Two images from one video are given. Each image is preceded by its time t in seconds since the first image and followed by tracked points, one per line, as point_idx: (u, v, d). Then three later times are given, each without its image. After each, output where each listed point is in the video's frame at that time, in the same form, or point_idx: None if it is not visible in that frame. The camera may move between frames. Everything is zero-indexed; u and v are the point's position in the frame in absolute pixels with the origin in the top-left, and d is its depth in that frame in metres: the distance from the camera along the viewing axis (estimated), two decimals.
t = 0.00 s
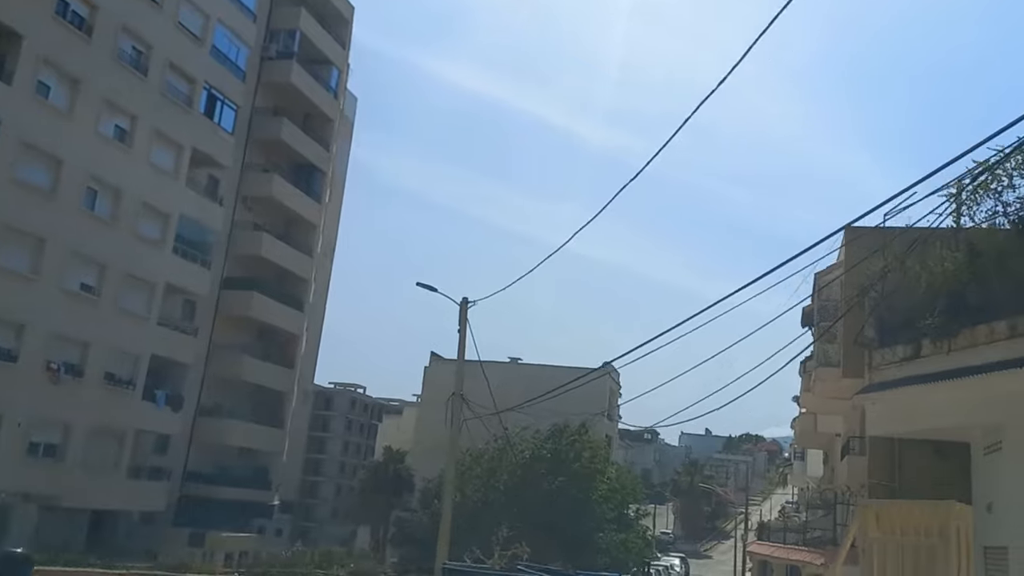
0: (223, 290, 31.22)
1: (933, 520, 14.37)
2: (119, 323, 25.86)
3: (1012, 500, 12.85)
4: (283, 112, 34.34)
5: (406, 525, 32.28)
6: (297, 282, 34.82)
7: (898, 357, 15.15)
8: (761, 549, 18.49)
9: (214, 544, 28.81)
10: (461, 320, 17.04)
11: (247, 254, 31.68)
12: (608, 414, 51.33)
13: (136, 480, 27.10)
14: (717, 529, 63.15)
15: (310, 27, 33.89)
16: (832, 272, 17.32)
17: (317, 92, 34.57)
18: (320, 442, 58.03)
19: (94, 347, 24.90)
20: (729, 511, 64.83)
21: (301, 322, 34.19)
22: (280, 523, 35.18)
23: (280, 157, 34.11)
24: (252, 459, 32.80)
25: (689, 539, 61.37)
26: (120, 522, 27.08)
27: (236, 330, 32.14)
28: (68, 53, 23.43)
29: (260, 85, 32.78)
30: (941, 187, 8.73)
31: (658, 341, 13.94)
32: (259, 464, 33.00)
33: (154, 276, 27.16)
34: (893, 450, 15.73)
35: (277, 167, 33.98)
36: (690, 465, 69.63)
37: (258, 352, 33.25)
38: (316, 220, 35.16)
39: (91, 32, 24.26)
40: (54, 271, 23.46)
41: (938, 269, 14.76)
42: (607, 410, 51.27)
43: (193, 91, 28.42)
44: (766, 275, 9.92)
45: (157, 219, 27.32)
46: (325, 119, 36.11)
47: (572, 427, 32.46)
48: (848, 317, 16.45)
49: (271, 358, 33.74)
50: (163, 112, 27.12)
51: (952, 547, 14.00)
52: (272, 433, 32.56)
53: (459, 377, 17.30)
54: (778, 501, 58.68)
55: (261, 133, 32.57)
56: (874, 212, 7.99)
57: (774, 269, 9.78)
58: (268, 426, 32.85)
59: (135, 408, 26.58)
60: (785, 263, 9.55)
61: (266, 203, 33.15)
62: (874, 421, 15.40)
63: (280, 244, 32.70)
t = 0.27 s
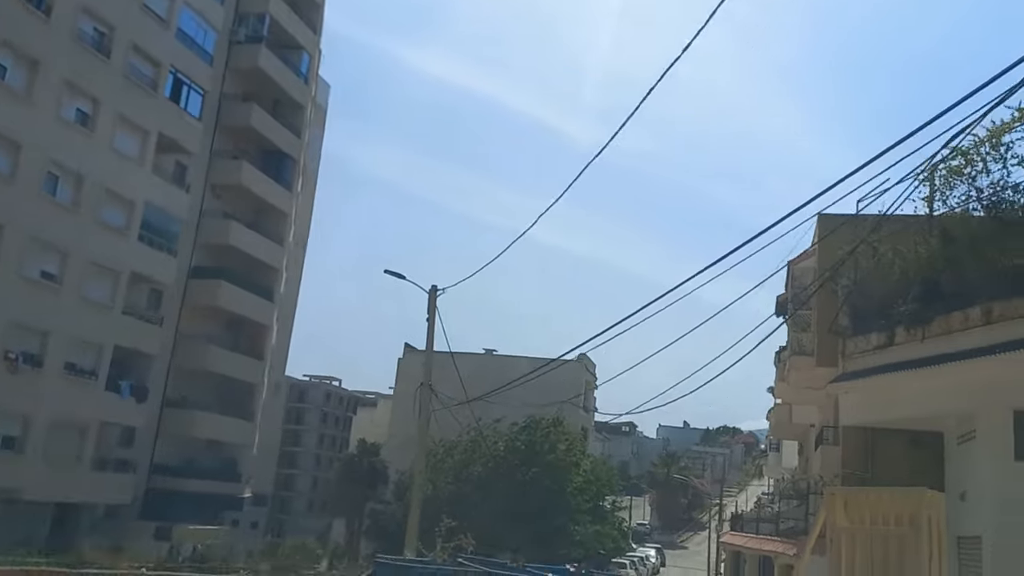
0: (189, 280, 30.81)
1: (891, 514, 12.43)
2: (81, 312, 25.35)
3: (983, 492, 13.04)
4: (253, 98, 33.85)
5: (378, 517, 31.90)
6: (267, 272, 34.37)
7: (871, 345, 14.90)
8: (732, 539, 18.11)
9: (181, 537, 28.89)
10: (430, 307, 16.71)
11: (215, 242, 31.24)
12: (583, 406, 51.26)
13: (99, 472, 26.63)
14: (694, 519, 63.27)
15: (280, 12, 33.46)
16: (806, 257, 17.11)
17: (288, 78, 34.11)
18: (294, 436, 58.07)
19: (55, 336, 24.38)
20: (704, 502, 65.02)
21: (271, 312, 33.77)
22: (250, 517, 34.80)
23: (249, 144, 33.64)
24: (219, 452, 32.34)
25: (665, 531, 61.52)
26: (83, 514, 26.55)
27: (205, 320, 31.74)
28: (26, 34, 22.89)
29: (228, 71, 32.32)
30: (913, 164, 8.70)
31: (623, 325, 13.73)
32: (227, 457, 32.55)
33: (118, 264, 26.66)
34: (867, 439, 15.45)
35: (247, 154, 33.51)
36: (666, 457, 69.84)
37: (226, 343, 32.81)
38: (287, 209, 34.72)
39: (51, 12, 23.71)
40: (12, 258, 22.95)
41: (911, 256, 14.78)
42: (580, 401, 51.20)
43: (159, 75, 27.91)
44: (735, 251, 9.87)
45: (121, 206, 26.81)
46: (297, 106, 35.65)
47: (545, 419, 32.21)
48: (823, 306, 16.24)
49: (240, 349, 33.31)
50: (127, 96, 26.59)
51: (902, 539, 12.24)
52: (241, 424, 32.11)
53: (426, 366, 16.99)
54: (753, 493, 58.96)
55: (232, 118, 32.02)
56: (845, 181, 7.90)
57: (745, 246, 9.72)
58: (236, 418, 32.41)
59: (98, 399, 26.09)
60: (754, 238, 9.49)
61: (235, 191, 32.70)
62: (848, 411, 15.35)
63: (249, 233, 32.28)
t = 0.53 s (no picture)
0: (148, 264, 30.34)
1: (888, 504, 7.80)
2: (35, 295, 24.78)
3: (946, 482, 13.00)
4: (218, 79, 33.27)
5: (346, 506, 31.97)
6: (231, 256, 33.90)
7: (837, 333, 14.85)
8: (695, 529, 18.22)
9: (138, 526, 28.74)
10: (394, 293, 16.36)
11: (175, 226, 30.82)
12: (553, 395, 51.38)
13: (54, 459, 26.12)
14: (661, 509, 63.65)
15: None
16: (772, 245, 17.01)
17: (254, 59, 33.54)
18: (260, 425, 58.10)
19: (6, 320, 23.82)
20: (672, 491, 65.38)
21: (235, 298, 33.33)
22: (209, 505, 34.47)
23: (212, 126, 33.07)
24: (181, 439, 31.89)
25: (633, 521, 61.85)
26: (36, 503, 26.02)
27: (167, 305, 31.28)
28: None
29: (191, 51, 31.80)
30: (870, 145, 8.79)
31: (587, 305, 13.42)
32: (189, 444, 32.08)
33: (74, 246, 26.10)
34: (830, 429, 15.31)
35: (210, 136, 32.97)
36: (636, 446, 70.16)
37: (188, 329, 32.35)
38: (252, 193, 34.23)
39: None
40: None
41: (879, 241, 14.47)
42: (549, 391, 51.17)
43: (118, 53, 27.30)
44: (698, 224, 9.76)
45: (78, 187, 26.22)
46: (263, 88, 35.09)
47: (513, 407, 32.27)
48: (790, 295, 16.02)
49: (202, 335, 32.85)
50: (85, 74, 25.95)
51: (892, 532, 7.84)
52: (202, 412, 31.67)
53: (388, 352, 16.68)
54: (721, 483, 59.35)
55: (196, 99, 31.47)
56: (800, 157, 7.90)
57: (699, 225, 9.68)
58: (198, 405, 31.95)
59: (54, 384, 25.55)
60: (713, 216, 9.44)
61: (198, 173, 32.18)
62: (812, 399, 15.26)
63: (211, 217, 31.80)
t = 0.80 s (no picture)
0: (99, 250, 29.74)
1: (836, 498, 7.34)
2: None
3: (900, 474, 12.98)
4: (173, 62, 32.68)
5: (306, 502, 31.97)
6: (186, 244, 33.34)
7: (794, 325, 14.85)
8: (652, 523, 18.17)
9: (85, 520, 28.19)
10: (348, 281, 16.06)
11: (127, 213, 30.26)
12: (515, 389, 51.34)
13: None
14: (624, 503, 63.75)
15: None
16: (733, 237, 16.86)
17: (210, 42, 32.99)
18: (220, 418, 58.18)
19: None
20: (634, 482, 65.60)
21: (191, 287, 32.78)
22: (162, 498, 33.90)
23: (168, 110, 32.51)
24: (132, 432, 31.30)
25: (596, 514, 62.00)
26: None
27: (117, 293, 30.68)
28: None
29: (145, 33, 31.27)
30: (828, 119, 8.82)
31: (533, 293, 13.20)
32: (141, 437, 31.48)
33: (21, 231, 25.45)
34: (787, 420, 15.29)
35: (164, 121, 32.39)
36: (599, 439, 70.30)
37: (140, 318, 31.78)
38: (208, 179, 33.67)
39: None
40: None
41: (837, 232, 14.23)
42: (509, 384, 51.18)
43: (66, 32, 26.68)
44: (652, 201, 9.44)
45: (23, 170, 25.57)
46: (220, 73, 34.54)
47: (474, 399, 32.11)
48: (747, 285, 15.89)
49: (155, 324, 32.28)
50: (32, 53, 25.31)
51: (842, 530, 7.32)
52: (155, 403, 31.09)
53: (342, 344, 16.38)
54: (683, 476, 59.69)
55: (150, 82, 30.86)
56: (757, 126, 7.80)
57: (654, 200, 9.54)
58: (151, 397, 31.36)
59: None
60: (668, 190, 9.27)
61: (151, 158, 31.60)
62: (769, 391, 15.18)
63: (164, 203, 31.24)
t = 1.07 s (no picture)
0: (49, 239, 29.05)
1: (779, 488, 6.50)
2: None
3: (854, 467, 12.89)
4: (127, 47, 32.01)
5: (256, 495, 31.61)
6: (140, 233, 32.71)
7: (753, 317, 14.63)
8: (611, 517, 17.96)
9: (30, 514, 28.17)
10: (299, 270, 15.73)
11: (77, 200, 29.57)
12: (479, 384, 51.20)
13: None
14: (586, 497, 63.82)
15: None
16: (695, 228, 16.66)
17: (165, 27, 32.35)
18: (179, 412, 57.16)
19: None
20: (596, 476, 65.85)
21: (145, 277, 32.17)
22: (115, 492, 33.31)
23: (122, 96, 31.85)
24: (83, 424, 30.69)
25: (559, 510, 62.09)
26: None
27: (67, 283, 30.02)
28: None
29: (98, 17, 30.58)
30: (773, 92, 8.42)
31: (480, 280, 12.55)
32: (92, 430, 30.87)
33: None
34: (746, 413, 15.18)
35: (118, 107, 31.73)
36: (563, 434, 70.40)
37: (92, 308, 31.13)
38: (163, 168, 33.06)
39: None
40: None
41: (797, 223, 14.19)
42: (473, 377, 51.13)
43: (13, 13, 25.99)
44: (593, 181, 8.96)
45: None
46: (176, 59, 33.88)
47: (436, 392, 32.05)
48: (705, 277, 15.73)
49: (108, 315, 31.64)
50: None
51: (784, 524, 6.49)
52: (106, 395, 30.49)
53: (293, 333, 16.04)
54: (645, 471, 60.01)
55: (104, 66, 30.15)
56: (702, 96, 7.37)
57: (600, 176, 9.11)
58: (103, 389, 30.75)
59: None
60: (616, 165, 8.85)
61: (104, 145, 30.93)
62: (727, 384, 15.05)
63: (117, 190, 30.60)
